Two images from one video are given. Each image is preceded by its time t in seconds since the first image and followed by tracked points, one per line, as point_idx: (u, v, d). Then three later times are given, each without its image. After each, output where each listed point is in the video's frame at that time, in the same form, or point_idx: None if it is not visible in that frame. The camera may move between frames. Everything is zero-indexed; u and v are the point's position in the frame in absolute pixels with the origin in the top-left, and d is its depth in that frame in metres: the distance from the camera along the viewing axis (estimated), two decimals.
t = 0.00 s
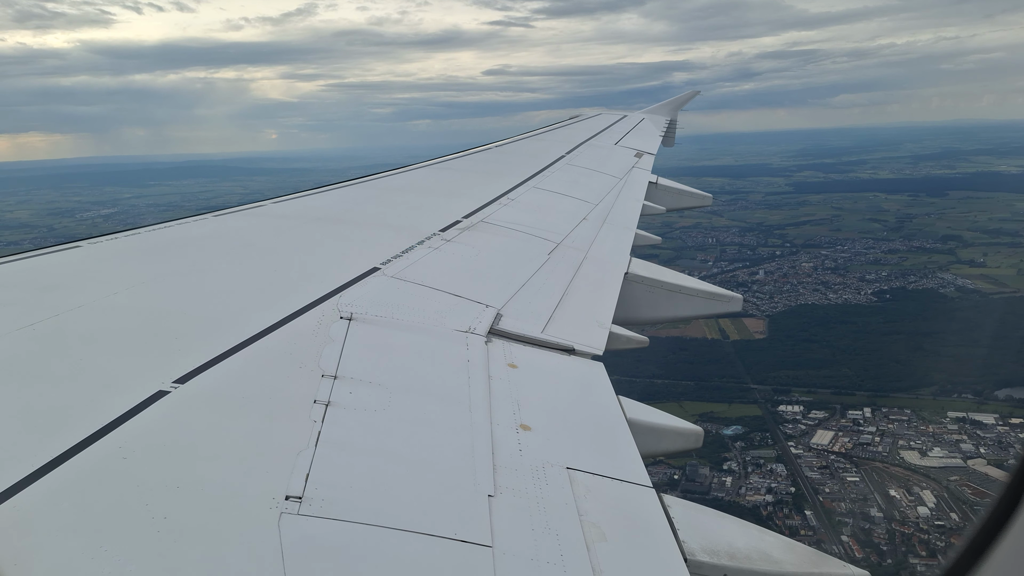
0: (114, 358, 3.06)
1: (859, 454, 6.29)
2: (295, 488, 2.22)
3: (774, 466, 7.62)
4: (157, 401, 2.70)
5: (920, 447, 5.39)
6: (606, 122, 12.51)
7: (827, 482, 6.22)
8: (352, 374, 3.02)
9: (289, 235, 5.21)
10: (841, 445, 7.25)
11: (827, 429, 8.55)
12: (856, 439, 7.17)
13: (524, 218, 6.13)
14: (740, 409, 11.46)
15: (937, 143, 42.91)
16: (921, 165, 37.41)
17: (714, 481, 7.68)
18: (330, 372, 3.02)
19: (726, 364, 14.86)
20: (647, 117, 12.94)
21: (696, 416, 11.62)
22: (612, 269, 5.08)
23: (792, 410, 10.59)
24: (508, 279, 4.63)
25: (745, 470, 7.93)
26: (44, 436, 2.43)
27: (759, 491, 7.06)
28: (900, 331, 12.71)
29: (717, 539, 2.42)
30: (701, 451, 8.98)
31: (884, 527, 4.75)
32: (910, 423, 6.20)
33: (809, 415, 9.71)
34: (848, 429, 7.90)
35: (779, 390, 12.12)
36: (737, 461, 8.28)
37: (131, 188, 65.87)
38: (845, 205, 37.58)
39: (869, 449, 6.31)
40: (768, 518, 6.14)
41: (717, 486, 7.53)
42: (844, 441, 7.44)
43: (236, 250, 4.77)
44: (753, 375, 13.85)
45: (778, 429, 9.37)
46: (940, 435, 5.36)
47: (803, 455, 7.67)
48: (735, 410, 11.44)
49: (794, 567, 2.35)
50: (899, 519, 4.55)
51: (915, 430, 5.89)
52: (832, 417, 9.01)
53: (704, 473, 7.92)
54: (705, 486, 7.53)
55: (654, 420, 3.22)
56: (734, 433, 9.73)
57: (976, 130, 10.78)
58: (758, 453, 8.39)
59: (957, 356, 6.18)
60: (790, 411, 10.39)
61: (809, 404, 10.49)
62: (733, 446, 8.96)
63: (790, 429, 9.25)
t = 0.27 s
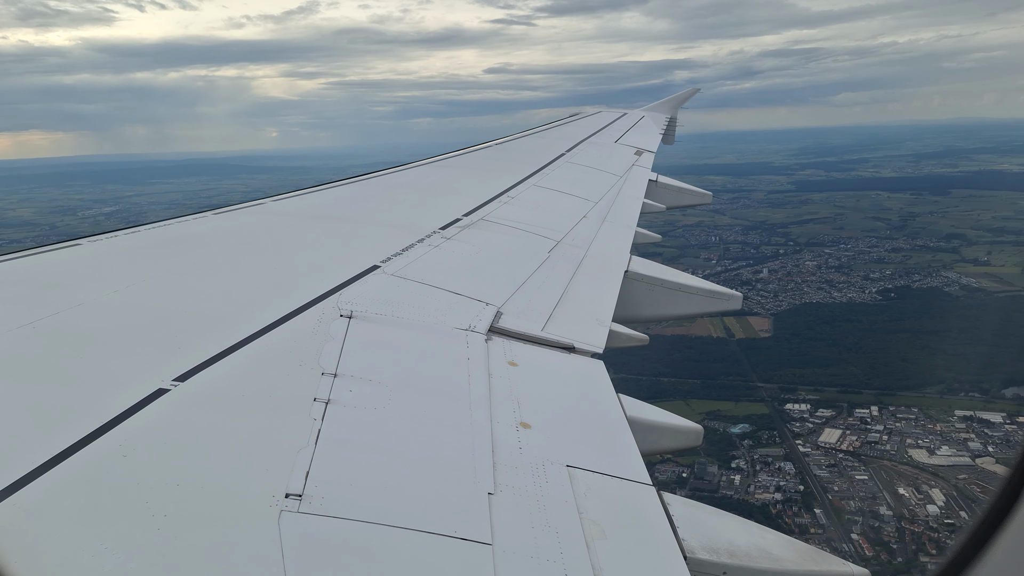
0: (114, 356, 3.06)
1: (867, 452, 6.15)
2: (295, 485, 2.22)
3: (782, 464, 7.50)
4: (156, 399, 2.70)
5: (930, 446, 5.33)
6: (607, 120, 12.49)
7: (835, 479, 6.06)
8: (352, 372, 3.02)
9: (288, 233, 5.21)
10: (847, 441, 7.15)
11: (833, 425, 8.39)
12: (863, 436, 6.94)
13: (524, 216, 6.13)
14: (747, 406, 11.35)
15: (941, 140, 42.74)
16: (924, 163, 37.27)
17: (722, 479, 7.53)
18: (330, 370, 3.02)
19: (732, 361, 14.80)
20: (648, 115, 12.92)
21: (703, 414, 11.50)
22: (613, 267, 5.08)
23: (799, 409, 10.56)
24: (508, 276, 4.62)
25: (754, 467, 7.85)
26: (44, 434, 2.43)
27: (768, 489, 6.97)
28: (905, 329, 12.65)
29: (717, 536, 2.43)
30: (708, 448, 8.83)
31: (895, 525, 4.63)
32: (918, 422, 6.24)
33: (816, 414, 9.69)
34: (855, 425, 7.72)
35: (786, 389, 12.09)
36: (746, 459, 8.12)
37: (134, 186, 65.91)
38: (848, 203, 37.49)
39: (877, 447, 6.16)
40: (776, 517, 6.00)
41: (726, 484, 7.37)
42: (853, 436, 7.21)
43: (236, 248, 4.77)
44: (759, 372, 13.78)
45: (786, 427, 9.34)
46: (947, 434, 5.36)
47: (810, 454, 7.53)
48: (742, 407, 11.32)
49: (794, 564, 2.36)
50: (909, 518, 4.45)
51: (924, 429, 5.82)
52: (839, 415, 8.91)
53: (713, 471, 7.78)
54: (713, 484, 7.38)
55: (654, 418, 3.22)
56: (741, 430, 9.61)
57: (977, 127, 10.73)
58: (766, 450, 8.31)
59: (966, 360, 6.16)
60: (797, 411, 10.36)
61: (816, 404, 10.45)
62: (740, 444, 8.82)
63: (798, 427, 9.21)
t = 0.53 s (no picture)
0: (114, 355, 3.06)
1: (875, 450, 6.11)
2: (295, 484, 2.22)
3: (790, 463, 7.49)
4: (156, 398, 2.70)
5: (937, 445, 5.16)
6: (607, 119, 12.48)
7: (844, 478, 6.01)
8: (352, 372, 3.02)
9: (289, 232, 5.20)
10: (855, 439, 7.10)
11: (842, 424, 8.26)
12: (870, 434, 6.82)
13: (524, 215, 6.12)
14: (755, 405, 11.35)
15: (943, 138, 42.60)
16: (927, 161, 37.11)
17: (732, 477, 7.66)
18: (330, 370, 3.02)
19: (738, 360, 14.80)
20: (648, 114, 12.91)
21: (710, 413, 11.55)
22: (613, 266, 5.08)
23: (807, 407, 10.48)
24: (508, 276, 4.62)
25: (763, 466, 7.83)
26: (44, 433, 2.43)
27: (778, 488, 6.91)
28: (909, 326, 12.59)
29: (717, 535, 2.43)
30: (717, 447, 8.95)
31: (906, 524, 4.57)
32: (926, 420, 6.09)
33: (825, 412, 9.56)
34: (864, 423, 7.58)
35: (794, 387, 12.07)
36: (755, 457, 8.23)
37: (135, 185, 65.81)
38: (851, 202, 37.39)
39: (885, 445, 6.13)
40: (785, 515, 5.98)
41: (736, 483, 7.44)
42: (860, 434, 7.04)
43: (237, 247, 4.76)
44: (766, 372, 13.80)
45: (794, 426, 9.31)
46: (957, 433, 5.08)
47: (819, 453, 7.49)
48: (749, 407, 11.35)
49: (793, 563, 2.36)
50: (919, 516, 4.41)
51: (933, 426, 5.70)
52: (847, 414, 8.73)
53: (723, 469, 7.92)
54: (722, 483, 7.44)
55: (654, 417, 3.22)
56: (749, 429, 9.66)
57: (977, 126, 10.68)
58: (775, 449, 8.29)
59: (966, 352, 6.03)
60: (805, 410, 10.26)
61: (823, 403, 10.32)
62: (748, 443, 8.93)
63: (807, 425, 9.17)
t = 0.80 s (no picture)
0: (113, 355, 3.06)
1: (884, 449, 5.86)
2: (294, 484, 2.22)
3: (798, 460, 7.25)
4: (156, 398, 2.70)
5: (946, 443, 5.07)
6: (606, 119, 12.46)
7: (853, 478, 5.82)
8: (351, 371, 3.02)
9: (289, 232, 5.20)
10: (863, 436, 6.78)
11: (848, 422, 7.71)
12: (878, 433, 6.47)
13: (524, 215, 6.11)
14: (761, 403, 11.29)
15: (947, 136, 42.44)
16: (930, 161, 36.96)
17: (740, 476, 7.68)
18: (329, 370, 3.02)
19: (744, 360, 14.77)
20: (647, 114, 12.90)
21: (717, 411, 11.61)
22: (612, 266, 5.07)
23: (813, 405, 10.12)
24: (507, 276, 4.61)
25: (771, 466, 7.64)
26: (43, 432, 2.43)
27: (787, 486, 6.76)
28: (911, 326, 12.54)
29: (716, 535, 2.43)
30: (724, 447, 8.82)
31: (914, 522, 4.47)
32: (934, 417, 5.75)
33: (832, 412, 9.06)
34: (870, 422, 7.08)
35: (800, 386, 11.92)
36: (762, 456, 8.18)
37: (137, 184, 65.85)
38: (853, 202, 37.29)
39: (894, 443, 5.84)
40: (794, 516, 5.88)
41: (745, 482, 7.42)
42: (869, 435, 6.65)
43: (236, 247, 4.76)
44: (772, 371, 13.81)
45: (802, 425, 8.95)
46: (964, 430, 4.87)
47: (827, 450, 7.20)
48: (756, 406, 11.27)
49: (793, 563, 2.36)
50: (927, 516, 4.30)
51: (938, 425, 5.41)
52: (854, 413, 8.14)
53: (731, 469, 7.94)
54: (731, 483, 7.43)
55: (654, 417, 3.22)
56: (756, 429, 9.48)
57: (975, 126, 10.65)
58: (782, 449, 8.03)
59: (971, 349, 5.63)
60: (811, 409, 9.88)
61: (829, 402, 9.85)
62: (756, 440, 8.89)
63: (813, 424, 8.75)
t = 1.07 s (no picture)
0: (113, 355, 3.06)
1: (892, 450, 5.78)
2: (294, 485, 2.22)
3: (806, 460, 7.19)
4: (156, 398, 2.70)
5: (954, 445, 5.00)
6: (606, 120, 12.46)
7: (862, 478, 5.70)
8: (351, 372, 3.02)
9: (289, 231, 5.20)
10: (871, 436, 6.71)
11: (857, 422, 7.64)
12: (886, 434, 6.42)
13: (524, 215, 6.12)
14: (769, 404, 11.31)
15: (950, 136, 42.32)
16: (934, 160, 36.85)
17: (749, 476, 7.65)
18: (329, 370, 3.02)
19: (750, 360, 14.76)
20: (648, 114, 12.90)
21: (725, 411, 11.67)
22: (612, 266, 5.08)
23: (822, 406, 10.14)
24: (507, 276, 4.61)
25: (779, 466, 7.63)
26: (44, 433, 2.43)
27: (796, 487, 6.69)
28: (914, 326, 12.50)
29: (716, 536, 2.43)
30: (732, 448, 8.94)
31: (927, 525, 4.28)
32: (942, 421, 5.74)
33: (839, 412, 9.05)
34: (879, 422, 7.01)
35: (808, 386, 11.93)
36: (771, 456, 8.15)
37: (141, 184, 65.99)
38: (857, 202, 37.22)
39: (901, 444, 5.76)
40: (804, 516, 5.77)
41: (754, 481, 7.42)
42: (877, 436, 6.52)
43: (236, 247, 4.76)
44: (779, 371, 13.79)
45: (810, 426, 8.98)
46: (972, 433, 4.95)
47: (834, 450, 7.12)
48: (764, 406, 11.30)
49: (793, 563, 2.36)
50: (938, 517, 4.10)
51: (949, 429, 5.36)
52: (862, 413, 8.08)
53: (740, 469, 7.97)
54: (740, 482, 7.46)
55: (653, 418, 3.22)
56: (764, 429, 9.51)
57: (976, 127, 10.62)
58: (791, 449, 8.06)
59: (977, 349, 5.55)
60: (819, 410, 9.88)
61: (837, 403, 9.85)
62: (765, 441, 8.87)
63: (821, 425, 8.74)
